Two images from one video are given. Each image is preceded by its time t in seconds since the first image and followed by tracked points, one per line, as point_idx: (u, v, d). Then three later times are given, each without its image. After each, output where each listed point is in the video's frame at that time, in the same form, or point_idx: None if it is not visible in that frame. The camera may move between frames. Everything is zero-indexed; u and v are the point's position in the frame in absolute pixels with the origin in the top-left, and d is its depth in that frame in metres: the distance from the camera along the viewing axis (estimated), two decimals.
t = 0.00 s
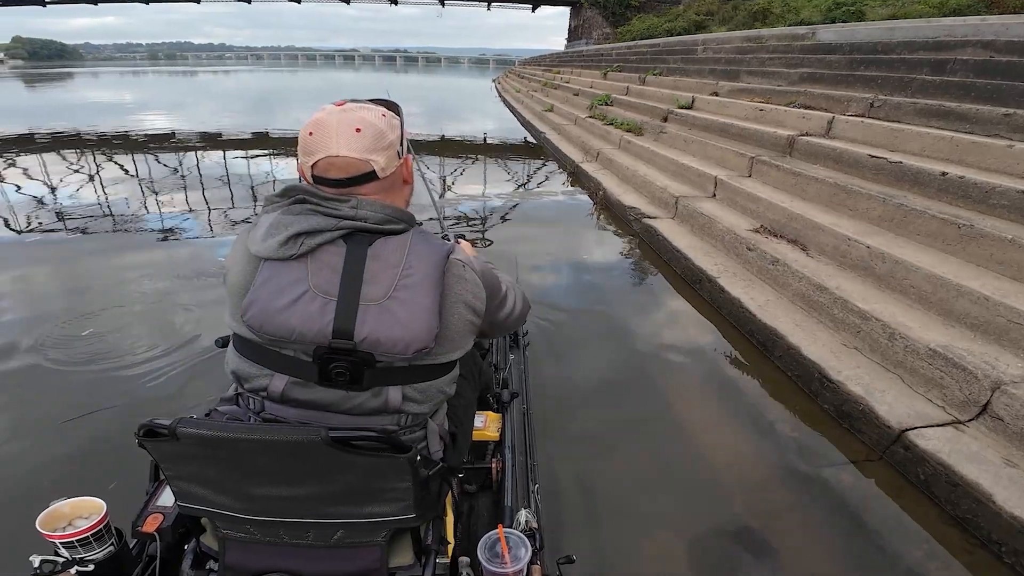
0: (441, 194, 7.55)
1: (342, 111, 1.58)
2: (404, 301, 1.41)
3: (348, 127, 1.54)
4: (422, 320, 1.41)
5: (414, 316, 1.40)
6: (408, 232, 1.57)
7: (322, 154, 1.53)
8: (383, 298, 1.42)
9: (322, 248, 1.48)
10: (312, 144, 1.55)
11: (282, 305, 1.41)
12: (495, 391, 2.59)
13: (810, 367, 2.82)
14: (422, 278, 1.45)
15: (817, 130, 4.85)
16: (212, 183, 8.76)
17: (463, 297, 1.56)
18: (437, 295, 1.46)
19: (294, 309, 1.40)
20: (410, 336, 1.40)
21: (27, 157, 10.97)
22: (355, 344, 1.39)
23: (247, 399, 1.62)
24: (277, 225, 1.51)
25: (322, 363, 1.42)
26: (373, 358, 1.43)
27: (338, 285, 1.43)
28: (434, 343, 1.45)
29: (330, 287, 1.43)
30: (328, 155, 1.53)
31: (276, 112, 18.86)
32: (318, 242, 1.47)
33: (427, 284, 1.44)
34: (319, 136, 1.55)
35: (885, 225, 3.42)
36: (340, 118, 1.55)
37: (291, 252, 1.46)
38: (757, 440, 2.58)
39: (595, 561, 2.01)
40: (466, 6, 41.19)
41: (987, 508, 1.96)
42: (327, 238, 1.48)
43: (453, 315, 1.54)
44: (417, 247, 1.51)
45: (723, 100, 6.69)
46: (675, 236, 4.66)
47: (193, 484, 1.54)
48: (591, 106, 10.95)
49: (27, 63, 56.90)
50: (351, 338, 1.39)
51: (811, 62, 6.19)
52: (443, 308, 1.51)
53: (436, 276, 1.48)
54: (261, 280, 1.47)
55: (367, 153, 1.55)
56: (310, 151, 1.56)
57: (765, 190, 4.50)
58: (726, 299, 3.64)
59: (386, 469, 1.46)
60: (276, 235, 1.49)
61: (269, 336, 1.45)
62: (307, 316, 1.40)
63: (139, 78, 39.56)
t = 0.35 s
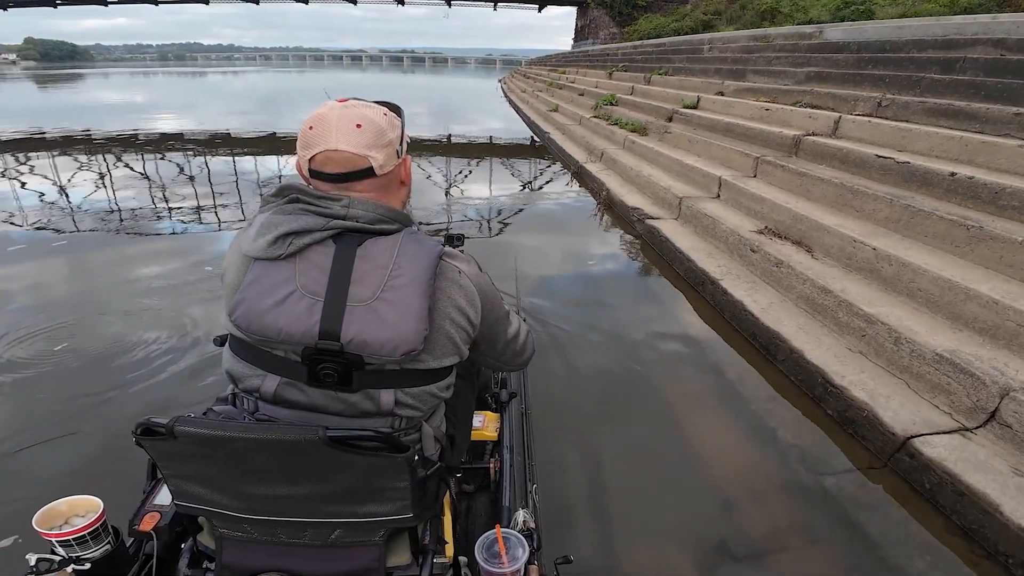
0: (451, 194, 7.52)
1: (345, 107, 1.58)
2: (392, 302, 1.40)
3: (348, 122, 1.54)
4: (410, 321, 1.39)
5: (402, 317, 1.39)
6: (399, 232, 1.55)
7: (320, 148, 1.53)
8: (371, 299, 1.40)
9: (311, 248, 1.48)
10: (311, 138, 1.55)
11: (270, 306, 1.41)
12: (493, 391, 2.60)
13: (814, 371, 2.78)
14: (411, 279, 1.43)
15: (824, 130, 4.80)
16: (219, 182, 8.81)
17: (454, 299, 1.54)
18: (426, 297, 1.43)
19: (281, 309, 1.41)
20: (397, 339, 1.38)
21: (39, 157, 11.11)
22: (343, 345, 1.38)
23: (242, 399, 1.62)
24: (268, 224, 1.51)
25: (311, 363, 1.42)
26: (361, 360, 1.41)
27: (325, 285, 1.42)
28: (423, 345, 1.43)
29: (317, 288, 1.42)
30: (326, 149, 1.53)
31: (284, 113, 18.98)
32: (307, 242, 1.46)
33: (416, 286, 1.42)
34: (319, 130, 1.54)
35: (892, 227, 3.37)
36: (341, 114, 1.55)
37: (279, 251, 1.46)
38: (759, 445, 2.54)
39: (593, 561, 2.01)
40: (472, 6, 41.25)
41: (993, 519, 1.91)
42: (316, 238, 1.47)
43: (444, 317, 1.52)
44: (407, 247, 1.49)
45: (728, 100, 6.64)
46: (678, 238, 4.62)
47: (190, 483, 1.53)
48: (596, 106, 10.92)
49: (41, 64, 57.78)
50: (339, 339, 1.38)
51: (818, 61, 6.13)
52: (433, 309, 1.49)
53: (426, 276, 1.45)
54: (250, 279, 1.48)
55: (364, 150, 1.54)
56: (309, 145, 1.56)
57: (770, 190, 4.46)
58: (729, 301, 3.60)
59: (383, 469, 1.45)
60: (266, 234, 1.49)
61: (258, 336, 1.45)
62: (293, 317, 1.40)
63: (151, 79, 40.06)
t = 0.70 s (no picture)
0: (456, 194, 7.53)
1: (351, 108, 1.55)
2: (392, 302, 1.38)
3: (354, 124, 1.51)
4: (409, 321, 1.38)
5: (400, 317, 1.37)
6: (400, 232, 1.54)
7: (325, 149, 1.51)
8: (370, 299, 1.39)
9: (310, 247, 1.47)
10: (315, 138, 1.52)
11: (269, 305, 1.41)
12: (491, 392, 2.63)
13: (815, 375, 2.74)
14: (411, 279, 1.41)
15: (829, 130, 4.76)
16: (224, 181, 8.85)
17: (453, 299, 1.52)
18: (426, 296, 1.42)
19: (280, 308, 1.40)
20: (395, 338, 1.36)
21: (47, 157, 11.22)
22: (342, 345, 1.38)
23: (241, 397, 1.62)
24: (269, 223, 1.50)
25: (310, 362, 1.41)
26: (361, 359, 1.41)
27: (325, 284, 1.41)
28: (422, 345, 1.41)
29: (316, 286, 1.41)
30: (331, 151, 1.50)
31: (290, 113, 19.07)
32: (307, 242, 1.45)
33: (415, 285, 1.41)
34: (324, 131, 1.52)
35: (897, 228, 3.33)
36: (347, 115, 1.53)
37: (280, 251, 1.45)
38: (759, 450, 2.51)
39: (591, 560, 2.01)
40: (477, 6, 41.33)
41: (997, 527, 1.88)
42: (316, 237, 1.46)
43: (444, 317, 1.51)
44: (407, 246, 1.47)
45: (732, 100, 6.60)
46: (680, 238, 4.59)
47: (187, 482, 1.51)
48: (600, 105, 10.89)
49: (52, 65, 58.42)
50: (338, 339, 1.37)
51: (824, 60, 6.07)
52: (432, 309, 1.47)
53: (426, 275, 1.43)
54: (250, 277, 1.47)
55: (369, 153, 1.52)
56: (313, 145, 1.53)
57: (774, 191, 4.42)
58: (730, 303, 3.56)
59: (380, 468, 1.44)
60: (266, 233, 1.48)
61: (257, 335, 1.45)
62: (293, 315, 1.39)
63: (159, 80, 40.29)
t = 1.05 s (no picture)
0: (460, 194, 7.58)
1: (370, 114, 1.52)
2: (395, 307, 1.37)
3: (372, 132, 1.49)
4: (411, 327, 1.36)
5: (402, 323, 1.36)
6: (409, 237, 1.52)
7: (343, 156, 1.49)
8: (374, 303, 1.38)
9: (318, 250, 1.47)
10: (334, 143, 1.50)
11: (276, 305, 1.41)
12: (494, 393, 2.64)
13: (822, 381, 2.71)
14: (416, 285, 1.40)
15: (836, 130, 4.71)
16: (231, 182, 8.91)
17: (457, 307, 1.51)
18: (430, 303, 1.41)
19: (285, 309, 1.40)
20: (398, 344, 1.35)
21: (58, 157, 11.35)
22: (343, 348, 1.36)
23: (247, 397, 1.62)
24: (280, 224, 1.51)
25: (313, 364, 1.40)
26: (362, 363, 1.39)
27: (330, 286, 1.41)
28: (424, 352, 1.40)
29: (321, 289, 1.41)
30: (348, 158, 1.49)
31: (297, 113, 19.16)
32: (314, 244, 1.45)
33: (420, 291, 1.39)
34: (342, 137, 1.50)
35: (906, 230, 3.29)
36: (366, 121, 1.50)
37: (288, 252, 1.46)
38: (765, 457, 2.48)
39: (595, 561, 2.02)
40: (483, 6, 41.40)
41: (1008, 538, 1.84)
42: (324, 240, 1.46)
43: (447, 327, 1.49)
44: (414, 252, 1.46)
45: (738, 100, 6.56)
46: (685, 240, 4.56)
47: (193, 484, 1.51)
48: (605, 106, 10.86)
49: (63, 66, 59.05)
50: (339, 342, 1.36)
51: (831, 60, 6.02)
52: (436, 316, 1.46)
53: (431, 283, 1.42)
54: (259, 277, 1.49)
55: (386, 162, 1.50)
56: (330, 150, 1.51)
57: (780, 192, 4.38)
58: (735, 306, 3.53)
59: (384, 469, 1.43)
60: (276, 234, 1.49)
61: (263, 335, 1.45)
62: (297, 317, 1.39)
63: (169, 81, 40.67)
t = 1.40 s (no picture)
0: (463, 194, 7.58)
1: (385, 113, 1.54)
2: (392, 308, 1.36)
3: (381, 128, 1.50)
4: (407, 330, 1.35)
5: (398, 324, 1.34)
6: (410, 239, 1.50)
7: (350, 150, 1.50)
8: (371, 303, 1.37)
9: (319, 248, 1.46)
10: (345, 137, 1.52)
11: (274, 301, 1.41)
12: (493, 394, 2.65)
13: (824, 385, 2.68)
14: (416, 287, 1.38)
15: (842, 131, 4.67)
16: (236, 182, 8.94)
17: (455, 312, 1.50)
18: (428, 305, 1.39)
19: (284, 305, 1.40)
20: (392, 345, 1.34)
21: (66, 157, 11.47)
22: (338, 346, 1.35)
23: (247, 393, 1.63)
24: (286, 220, 1.52)
25: (309, 362, 1.39)
26: (357, 362, 1.38)
27: (328, 284, 1.40)
28: (419, 355, 1.38)
29: (320, 287, 1.40)
30: (355, 152, 1.49)
31: (303, 113, 19.26)
32: (315, 241, 1.45)
33: (418, 293, 1.38)
34: (354, 131, 1.51)
35: (912, 232, 3.25)
36: (379, 119, 1.52)
37: (290, 249, 1.46)
38: (766, 462, 2.46)
39: (594, 561, 2.03)
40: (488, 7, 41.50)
41: (1013, 548, 1.81)
42: (326, 238, 1.45)
43: (445, 329, 1.48)
44: (415, 253, 1.45)
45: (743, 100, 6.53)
46: (688, 242, 4.53)
47: (193, 484, 1.50)
48: (609, 106, 10.83)
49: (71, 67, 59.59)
50: (334, 340, 1.35)
51: (837, 60, 5.97)
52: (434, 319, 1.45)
53: (431, 286, 1.40)
54: (261, 273, 1.49)
55: (392, 159, 1.49)
56: (342, 144, 1.53)
57: (784, 193, 4.35)
58: (738, 309, 3.51)
59: (384, 469, 1.41)
60: (281, 230, 1.50)
61: (260, 329, 1.45)
62: (294, 313, 1.39)
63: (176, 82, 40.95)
